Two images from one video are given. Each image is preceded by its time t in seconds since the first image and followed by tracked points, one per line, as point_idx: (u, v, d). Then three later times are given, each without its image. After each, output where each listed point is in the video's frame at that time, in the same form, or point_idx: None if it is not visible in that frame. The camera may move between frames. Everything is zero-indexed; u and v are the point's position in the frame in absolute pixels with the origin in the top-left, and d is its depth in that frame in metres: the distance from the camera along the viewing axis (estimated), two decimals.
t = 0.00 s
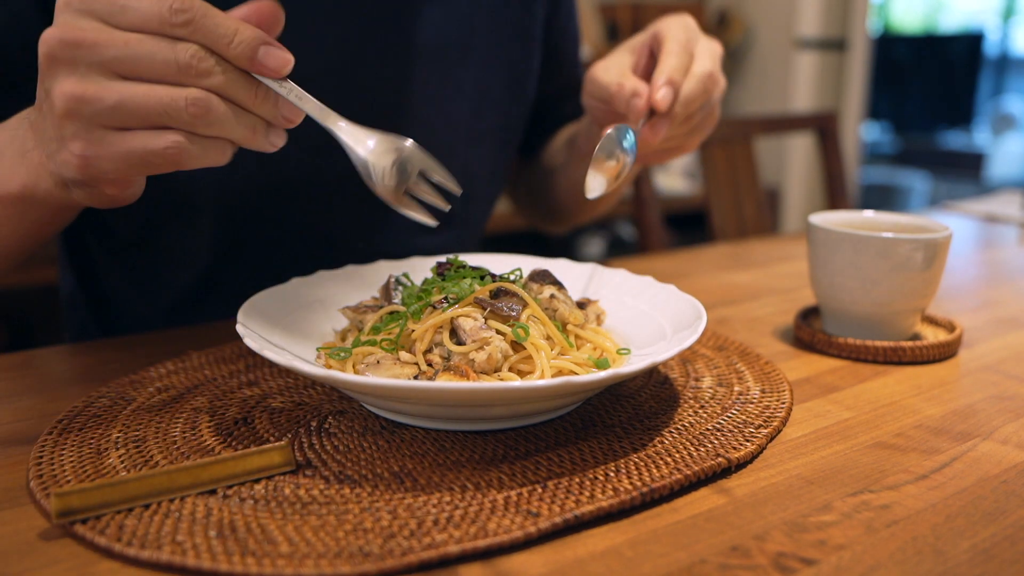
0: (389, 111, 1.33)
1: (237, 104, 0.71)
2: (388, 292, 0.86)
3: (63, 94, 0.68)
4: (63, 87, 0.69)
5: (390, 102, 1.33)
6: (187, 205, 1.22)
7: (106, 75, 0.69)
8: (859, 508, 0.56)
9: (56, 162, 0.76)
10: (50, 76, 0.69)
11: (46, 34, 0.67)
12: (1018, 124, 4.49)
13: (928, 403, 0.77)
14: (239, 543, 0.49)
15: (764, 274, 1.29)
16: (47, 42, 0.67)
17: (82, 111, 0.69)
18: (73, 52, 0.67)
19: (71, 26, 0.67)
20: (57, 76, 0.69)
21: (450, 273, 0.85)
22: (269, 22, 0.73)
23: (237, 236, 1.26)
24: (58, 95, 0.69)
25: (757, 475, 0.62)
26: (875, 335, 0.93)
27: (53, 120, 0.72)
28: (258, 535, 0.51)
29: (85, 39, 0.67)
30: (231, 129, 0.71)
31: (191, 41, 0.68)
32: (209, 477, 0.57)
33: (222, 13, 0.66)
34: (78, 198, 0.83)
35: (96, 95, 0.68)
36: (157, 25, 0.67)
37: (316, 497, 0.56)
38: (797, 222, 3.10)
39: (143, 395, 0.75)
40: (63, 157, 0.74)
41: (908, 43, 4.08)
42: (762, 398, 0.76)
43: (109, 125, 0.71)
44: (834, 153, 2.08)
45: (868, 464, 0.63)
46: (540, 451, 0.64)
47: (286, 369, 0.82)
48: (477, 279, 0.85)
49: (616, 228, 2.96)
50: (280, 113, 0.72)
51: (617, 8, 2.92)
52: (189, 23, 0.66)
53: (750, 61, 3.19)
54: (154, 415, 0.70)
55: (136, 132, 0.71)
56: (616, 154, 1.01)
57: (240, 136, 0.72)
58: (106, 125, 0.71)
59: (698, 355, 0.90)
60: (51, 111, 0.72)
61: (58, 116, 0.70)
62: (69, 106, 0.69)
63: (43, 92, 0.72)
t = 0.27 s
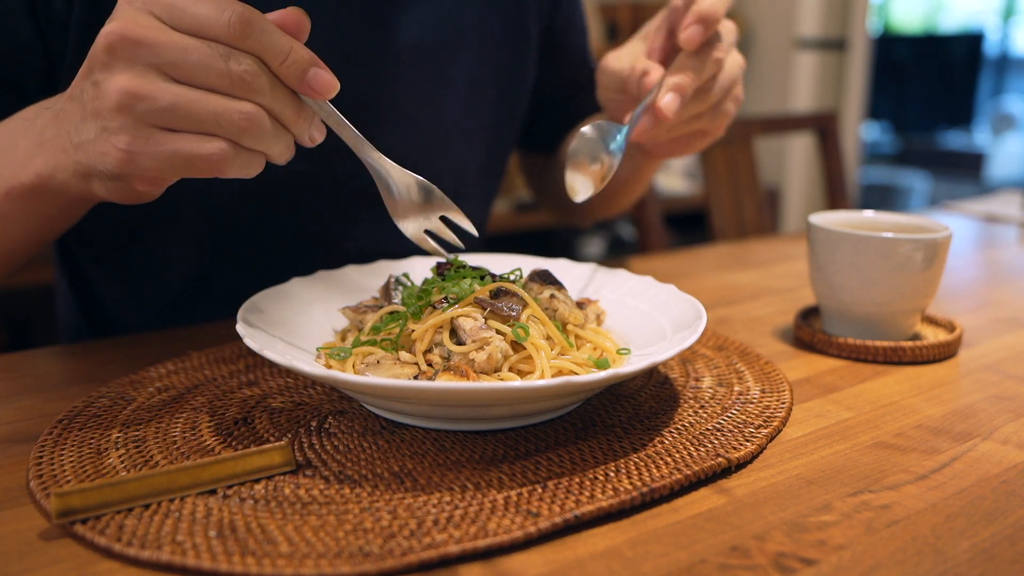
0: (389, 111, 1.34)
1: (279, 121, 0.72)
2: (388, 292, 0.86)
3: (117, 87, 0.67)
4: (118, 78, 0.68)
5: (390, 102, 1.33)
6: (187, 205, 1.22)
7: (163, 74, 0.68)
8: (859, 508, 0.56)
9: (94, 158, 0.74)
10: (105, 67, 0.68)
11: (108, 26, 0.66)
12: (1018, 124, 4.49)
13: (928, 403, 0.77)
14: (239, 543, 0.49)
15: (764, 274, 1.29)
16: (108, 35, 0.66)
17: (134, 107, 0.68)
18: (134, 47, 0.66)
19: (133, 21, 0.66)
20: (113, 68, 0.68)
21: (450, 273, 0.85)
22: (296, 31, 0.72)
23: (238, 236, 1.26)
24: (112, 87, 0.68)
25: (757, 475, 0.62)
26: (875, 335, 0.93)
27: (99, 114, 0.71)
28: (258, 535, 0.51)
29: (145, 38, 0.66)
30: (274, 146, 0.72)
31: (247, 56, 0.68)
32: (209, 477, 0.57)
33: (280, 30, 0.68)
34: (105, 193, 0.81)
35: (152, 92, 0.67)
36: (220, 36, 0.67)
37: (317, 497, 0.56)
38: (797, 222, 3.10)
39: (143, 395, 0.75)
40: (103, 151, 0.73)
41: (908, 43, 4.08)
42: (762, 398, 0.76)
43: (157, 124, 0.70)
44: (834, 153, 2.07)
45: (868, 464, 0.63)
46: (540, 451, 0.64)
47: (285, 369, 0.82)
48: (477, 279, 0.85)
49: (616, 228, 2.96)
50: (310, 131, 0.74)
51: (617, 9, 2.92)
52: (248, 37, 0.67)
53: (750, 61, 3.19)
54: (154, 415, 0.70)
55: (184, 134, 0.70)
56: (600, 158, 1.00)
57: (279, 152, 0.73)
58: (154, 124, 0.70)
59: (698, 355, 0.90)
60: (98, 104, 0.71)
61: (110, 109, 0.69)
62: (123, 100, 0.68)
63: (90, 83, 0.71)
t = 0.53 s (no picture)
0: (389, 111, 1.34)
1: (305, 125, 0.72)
2: (388, 292, 0.86)
3: (150, 76, 0.68)
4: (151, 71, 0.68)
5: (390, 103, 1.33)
6: (187, 205, 1.22)
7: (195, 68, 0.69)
8: (859, 508, 0.56)
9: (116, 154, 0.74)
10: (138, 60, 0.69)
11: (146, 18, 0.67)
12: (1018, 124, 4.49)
13: (928, 403, 0.77)
14: (239, 543, 0.49)
15: (763, 274, 1.29)
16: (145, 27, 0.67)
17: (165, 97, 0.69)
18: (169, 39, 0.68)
19: (170, 14, 0.68)
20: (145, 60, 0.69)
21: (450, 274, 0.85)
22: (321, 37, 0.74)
23: (238, 236, 1.26)
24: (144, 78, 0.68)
25: (757, 475, 0.62)
26: (874, 335, 0.93)
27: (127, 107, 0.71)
28: (258, 535, 0.51)
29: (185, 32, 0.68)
30: (300, 150, 0.72)
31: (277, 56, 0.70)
32: (209, 476, 0.57)
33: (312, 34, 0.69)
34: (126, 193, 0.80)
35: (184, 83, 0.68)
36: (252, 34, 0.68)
37: (317, 497, 0.56)
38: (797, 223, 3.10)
39: (143, 395, 0.75)
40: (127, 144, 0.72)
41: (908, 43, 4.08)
42: (762, 398, 0.76)
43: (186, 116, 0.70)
44: (834, 153, 2.07)
45: (868, 464, 0.63)
46: (540, 451, 0.64)
47: (285, 369, 0.82)
48: (477, 279, 0.85)
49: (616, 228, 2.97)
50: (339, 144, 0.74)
51: (617, 9, 2.92)
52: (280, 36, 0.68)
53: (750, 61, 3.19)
54: (155, 415, 0.70)
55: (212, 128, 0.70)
56: (595, 101, 0.93)
57: (305, 158, 0.73)
58: (184, 116, 0.70)
59: (698, 355, 0.90)
60: (128, 96, 0.71)
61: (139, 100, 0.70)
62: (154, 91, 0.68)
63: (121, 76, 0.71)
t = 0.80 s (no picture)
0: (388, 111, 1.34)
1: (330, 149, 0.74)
2: (388, 292, 0.87)
3: (188, 94, 0.68)
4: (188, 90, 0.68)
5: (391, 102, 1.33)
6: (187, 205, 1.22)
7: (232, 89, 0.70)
8: (859, 508, 0.56)
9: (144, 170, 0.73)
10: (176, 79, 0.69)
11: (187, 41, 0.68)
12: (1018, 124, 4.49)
13: (928, 403, 0.77)
14: (239, 543, 0.49)
15: (764, 274, 1.29)
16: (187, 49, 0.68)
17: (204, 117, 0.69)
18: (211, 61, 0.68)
19: (209, 37, 0.68)
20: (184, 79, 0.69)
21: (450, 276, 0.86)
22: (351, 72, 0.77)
23: (239, 237, 1.26)
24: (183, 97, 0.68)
25: (757, 475, 0.62)
26: (874, 335, 0.93)
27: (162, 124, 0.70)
28: (257, 535, 0.51)
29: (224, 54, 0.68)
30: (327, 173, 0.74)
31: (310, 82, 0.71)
32: (209, 476, 0.57)
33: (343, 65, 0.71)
34: (146, 211, 0.78)
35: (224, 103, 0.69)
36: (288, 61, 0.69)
37: (317, 497, 0.56)
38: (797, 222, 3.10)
39: (143, 395, 0.75)
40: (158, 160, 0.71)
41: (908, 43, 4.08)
42: (762, 398, 0.76)
43: (221, 134, 0.70)
44: (834, 153, 2.07)
45: (868, 464, 0.63)
46: (540, 451, 0.64)
47: (285, 369, 0.82)
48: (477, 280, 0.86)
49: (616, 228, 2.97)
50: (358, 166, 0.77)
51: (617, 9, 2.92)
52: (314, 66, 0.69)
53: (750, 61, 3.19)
54: (155, 415, 0.70)
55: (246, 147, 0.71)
56: (571, 106, 0.98)
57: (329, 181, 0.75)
58: (218, 133, 0.70)
59: (698, 355, 0.90)
60: (162, 115, 0.71)
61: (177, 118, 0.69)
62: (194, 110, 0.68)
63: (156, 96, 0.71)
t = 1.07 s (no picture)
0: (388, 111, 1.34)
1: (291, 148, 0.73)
2: (388, 292, 0.86)
3: (141, 88, 0.68)
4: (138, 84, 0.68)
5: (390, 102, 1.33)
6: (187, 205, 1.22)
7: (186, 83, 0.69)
8: (859, 508, 0.56)
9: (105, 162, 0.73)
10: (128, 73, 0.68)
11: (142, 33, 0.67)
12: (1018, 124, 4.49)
13: (928, 403, 0.77)
14: (239, 543, 0.49)
15: (763, 274, 1.29)
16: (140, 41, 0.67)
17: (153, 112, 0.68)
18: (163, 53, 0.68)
19: (166, 32, 0.68)
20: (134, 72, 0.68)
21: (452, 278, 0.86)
22: (317, 62, 0.75)
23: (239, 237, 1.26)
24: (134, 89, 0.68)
25: (757, 475, 0.62)
26: (875, 335, 0.93)
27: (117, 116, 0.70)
28: (257, 535, 0.51)
29: (179, 47, 0.68)
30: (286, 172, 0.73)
31: (269, 76, 0.71)
32: (209, 477, 0.57)
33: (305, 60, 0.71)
34: (110, 204, 0.80)
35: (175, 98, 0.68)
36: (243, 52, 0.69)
37: (317, 497, 0.56)
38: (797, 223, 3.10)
39: (143, 395, 0.75)
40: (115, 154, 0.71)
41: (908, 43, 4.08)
42: (762, 397, 0.76)
43: (173, 130, 0.70)
44: (834, 153, 2.07)
45: (868, 464, 0.63)
46: (540, 451, 0.64)
47: (285, 369, 0.82)
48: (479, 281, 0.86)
49: (616, 228, 2.97)
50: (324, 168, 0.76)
51: (617, 9, 2.92)
52: (275, 57, 0.69)
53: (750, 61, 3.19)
54: (155, 415, 0.70)
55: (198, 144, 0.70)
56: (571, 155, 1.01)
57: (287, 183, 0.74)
58: (170, 129, 0.69)
59: (698, 355, 0.90)
60: (118, 107, 0.70)
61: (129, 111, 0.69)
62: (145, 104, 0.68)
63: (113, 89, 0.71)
